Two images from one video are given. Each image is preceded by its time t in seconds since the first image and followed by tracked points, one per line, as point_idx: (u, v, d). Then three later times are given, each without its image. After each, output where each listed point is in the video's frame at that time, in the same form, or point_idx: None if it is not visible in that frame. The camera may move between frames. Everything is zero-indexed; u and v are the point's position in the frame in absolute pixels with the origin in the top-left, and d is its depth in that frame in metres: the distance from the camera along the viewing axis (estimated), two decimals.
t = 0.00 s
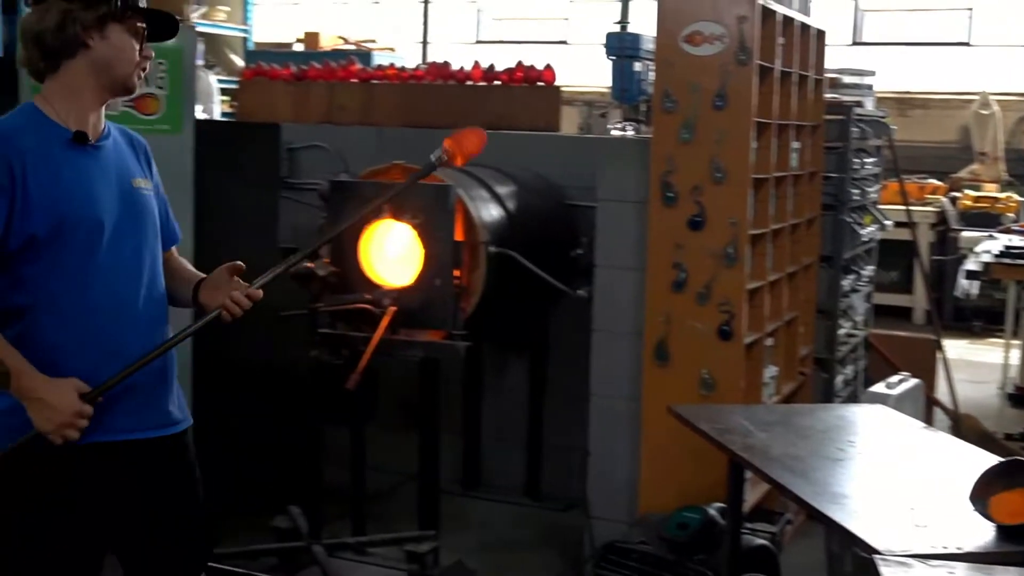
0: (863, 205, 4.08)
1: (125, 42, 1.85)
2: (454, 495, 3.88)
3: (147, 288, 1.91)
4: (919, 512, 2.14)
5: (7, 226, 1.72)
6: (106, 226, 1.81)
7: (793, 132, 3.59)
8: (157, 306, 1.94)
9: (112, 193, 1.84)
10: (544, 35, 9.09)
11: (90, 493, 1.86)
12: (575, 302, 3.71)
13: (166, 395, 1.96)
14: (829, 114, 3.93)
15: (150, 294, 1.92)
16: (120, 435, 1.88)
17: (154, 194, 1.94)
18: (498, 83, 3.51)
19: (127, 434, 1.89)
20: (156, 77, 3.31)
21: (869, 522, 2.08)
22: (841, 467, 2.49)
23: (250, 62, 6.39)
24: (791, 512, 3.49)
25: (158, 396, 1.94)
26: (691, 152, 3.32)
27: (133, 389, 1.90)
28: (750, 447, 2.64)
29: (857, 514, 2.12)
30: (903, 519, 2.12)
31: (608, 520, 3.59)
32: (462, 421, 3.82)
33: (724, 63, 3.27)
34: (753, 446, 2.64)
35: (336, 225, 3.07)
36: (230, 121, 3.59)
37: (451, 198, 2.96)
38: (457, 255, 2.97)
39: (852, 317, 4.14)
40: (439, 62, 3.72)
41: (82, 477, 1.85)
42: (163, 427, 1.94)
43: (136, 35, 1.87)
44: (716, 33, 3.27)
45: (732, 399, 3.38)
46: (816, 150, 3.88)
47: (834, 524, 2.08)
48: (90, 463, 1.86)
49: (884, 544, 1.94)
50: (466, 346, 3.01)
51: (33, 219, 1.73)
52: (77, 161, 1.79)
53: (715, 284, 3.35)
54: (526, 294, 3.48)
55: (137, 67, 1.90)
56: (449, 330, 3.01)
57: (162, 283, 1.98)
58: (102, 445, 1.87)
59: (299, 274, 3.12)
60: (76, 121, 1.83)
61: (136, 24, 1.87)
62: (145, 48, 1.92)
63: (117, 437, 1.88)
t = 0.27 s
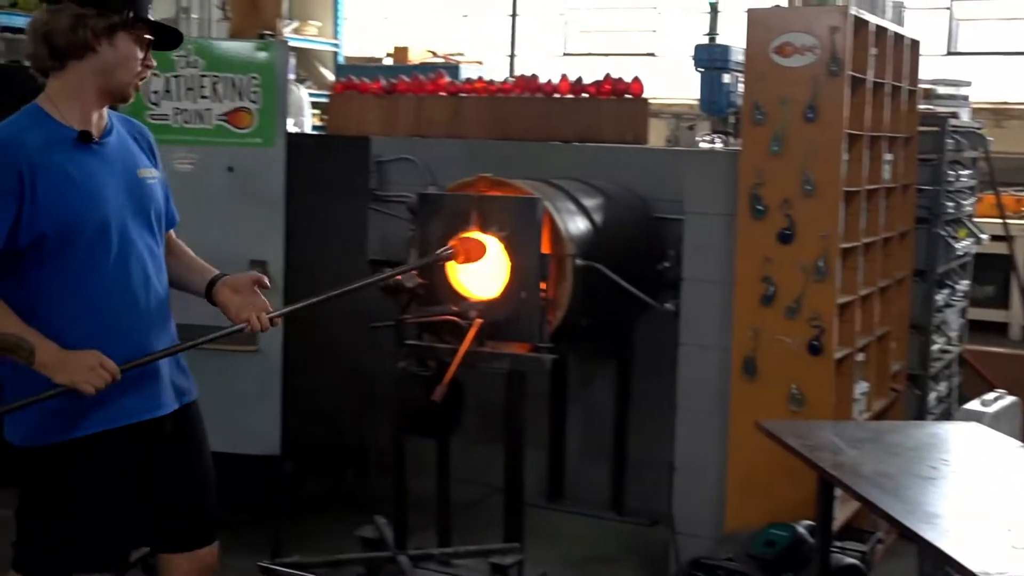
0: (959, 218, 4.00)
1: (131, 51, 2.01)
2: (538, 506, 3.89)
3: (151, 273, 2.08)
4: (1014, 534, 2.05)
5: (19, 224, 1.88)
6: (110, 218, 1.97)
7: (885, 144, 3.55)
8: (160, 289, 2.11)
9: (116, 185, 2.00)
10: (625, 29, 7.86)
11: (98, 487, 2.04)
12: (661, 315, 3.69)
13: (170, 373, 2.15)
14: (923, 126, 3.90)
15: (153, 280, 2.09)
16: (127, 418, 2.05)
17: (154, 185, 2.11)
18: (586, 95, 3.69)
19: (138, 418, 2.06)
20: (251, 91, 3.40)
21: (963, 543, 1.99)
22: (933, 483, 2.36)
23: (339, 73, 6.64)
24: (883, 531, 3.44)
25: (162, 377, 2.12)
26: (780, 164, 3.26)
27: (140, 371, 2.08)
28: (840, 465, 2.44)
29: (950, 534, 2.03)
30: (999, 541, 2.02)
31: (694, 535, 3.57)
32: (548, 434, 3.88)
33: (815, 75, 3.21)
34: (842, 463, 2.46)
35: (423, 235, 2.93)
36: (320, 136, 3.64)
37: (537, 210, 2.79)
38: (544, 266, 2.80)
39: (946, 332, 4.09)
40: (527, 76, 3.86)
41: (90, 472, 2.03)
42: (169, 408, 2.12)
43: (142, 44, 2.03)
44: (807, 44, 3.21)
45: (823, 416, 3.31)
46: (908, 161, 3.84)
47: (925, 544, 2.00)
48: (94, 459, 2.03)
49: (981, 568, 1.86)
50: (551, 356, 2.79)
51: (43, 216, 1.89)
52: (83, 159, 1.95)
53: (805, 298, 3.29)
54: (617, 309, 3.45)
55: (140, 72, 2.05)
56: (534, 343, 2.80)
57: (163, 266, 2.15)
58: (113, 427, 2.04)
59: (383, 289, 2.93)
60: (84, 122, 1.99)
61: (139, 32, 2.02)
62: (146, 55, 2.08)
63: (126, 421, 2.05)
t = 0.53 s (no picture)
0: None
1: (209, 76, 2.28)
2: (602, 522, 3.89)
3: (213, 279, 2.29)
4: None
5: (92, 226, 2.11)
6: (178, 226, 2.20)
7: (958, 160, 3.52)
8: (222, 295, 2.32)
9: (186, 197, 2.23)
10: (701, 64, 7.62)
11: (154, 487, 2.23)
12: (729, 331, 3.68)
13: (229, 374, 2.34)
14: (998, 141, 3.95)
15: (216, 286, 2.30)
16: (184, 416, 2.24)
17: (225, 201, 2.35)
18: (653, 111, 3.75)
19: (195, 415, 2.25)
20: (320, 108, 3.45)
21: None
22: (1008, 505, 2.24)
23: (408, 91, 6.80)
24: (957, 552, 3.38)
25: (219, 378, 2.31)
26: (850, 181, 3.23)
27: (200, 369, 2.26)
28: (911, 485, 2.36)
29: (1022, 556, 1.96)
30: None
31: (761, 555, 3.54)
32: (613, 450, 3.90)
33: (886, 89, 3.17)
34: (913, 484, 2.36)
35: (490, 253, 2.94)
36: (390, 152, 3.69)
37: (604, 226, 2.79)
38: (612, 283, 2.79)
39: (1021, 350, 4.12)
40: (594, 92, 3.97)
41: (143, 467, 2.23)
42: (222, 409, 2.31)
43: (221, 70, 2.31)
44: (878, 59, 3.17)
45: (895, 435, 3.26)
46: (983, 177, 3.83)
47: (996, 565, 1.94)
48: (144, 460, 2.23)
49: None
50: (619, 373, 2.77)
51: (112, 218, 2.12)
52: (154, 171, 2.18)
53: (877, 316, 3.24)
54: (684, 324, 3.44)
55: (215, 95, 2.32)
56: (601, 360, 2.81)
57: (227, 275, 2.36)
58: (179, 424, 2.23)
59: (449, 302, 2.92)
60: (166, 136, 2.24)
61: (214, 57, 2.30)
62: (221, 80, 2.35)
63: (185, 419, 2.24)
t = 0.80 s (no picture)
0: None
1: (304, 94, 2.37)
2: (651, 530, 3.87)
3: (285, 284, 2.36)
4: None
5: (180, 223, 2.19)
6: (258, 230, 2.27)
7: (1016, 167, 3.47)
8: (289, 300, 2.38)
9: (268, 205, 2.30)
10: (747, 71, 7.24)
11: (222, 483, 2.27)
12: (780, 339, 3.65)
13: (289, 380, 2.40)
14: None
15: (286, 290, 2.36)
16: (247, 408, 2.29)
17: (302, 214, 2.42)
18: (704, 117, 3.79)
19: (257, 410, 2.30)
20: (372, 116, 3.47)
21: None
22: None
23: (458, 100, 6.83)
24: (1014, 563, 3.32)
25: (281, 379, 2.36)
26: (905, 187, 3.19)
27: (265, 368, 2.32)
28: (966, 495, 2.30)
29: None
30: None
31: (813, 564, 3.49)
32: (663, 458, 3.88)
33: (943, 95, 3.13)
34: (968, 493, 2.32)
35: (540, 260, 2.93)
36: (441, 159, 3.71)
37: (655, 234, 2.78)
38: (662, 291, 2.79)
39: None
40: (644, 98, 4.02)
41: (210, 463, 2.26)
42: (283, 409, 2.36)
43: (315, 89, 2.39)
44: (934, 64, 3.13)
45: (950, 444, 3.21)
46: None
47: None
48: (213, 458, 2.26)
49: None
50: (668, 381, 2.74)
51: (199, 216, 2.20)
52: (241, 177, 2.26)
53: (932, 324, 3.19)
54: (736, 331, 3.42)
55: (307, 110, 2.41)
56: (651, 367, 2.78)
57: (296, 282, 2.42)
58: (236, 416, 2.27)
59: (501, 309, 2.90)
60: (256, 143, 2.32)
61: (310, 77, 2.39)
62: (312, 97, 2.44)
63: (247, 410, 2.28)
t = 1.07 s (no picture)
0: None
1: (320, 101, 2.38)
2: (656, 536, 3.87)
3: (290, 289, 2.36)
4: None
5: (196, 221, 2.20)
6: (268, 234, 2.28)
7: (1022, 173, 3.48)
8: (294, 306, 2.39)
9: (281, 210, 2.32)
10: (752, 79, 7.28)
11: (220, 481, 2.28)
12: (785, 345, 3.65)
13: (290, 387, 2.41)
14: None
15: (291, 296, 2.37)
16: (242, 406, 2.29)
17: (312, 221, 2.43)
18: (710, 124, 3.78)
19: (251, 409, 2.30)
20: (378, 123, 3.44)
21: None
22: None
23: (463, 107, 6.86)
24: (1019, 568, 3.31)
25: (279, 383, 2.36)
26: (911, 194, 3.19)
27: (262, 370, 2.32)
28: (971, 501, 2.29)
29: None
30: None
31: (817, 570, 3.48)
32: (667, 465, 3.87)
33: (947, 102, 3.13)
34: (974, 500, 2.30)
35: (545, 265, 2.93)
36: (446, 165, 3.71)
37: (660, 240, 2.76)
38: (667, 297, 2.76)
39: None
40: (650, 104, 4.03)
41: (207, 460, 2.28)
42: (278, 412, 2.37)
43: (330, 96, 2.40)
44: (939, 71, 3.13)
45: (955, 451, 3.20)
46: None
47: None
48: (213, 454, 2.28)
49: None
50: (672, 388, 2.72)
51: (214, 216, 2.22)
52: (255, 180, 2.28)
53: (937, 330, 3.18)
54: (742, 338, 3.41)
55: (323, 119, 2.42)
56: (656, 372, 2.76)
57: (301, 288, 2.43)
58: (229, 413, 2.29)
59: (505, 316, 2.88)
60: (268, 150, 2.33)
61: (327, 86, 2.39)
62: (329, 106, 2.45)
63: (240, 409, 2.29)
